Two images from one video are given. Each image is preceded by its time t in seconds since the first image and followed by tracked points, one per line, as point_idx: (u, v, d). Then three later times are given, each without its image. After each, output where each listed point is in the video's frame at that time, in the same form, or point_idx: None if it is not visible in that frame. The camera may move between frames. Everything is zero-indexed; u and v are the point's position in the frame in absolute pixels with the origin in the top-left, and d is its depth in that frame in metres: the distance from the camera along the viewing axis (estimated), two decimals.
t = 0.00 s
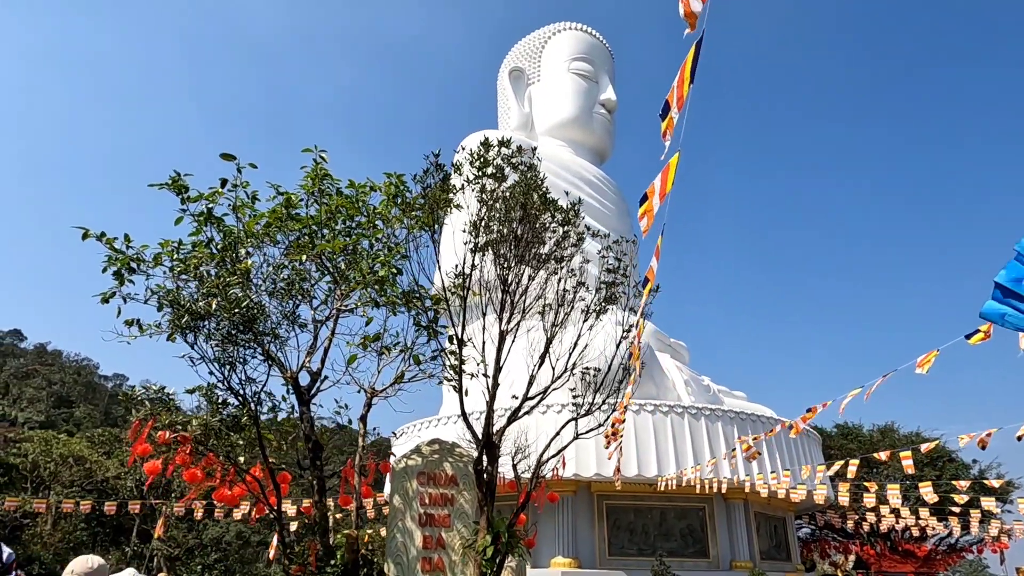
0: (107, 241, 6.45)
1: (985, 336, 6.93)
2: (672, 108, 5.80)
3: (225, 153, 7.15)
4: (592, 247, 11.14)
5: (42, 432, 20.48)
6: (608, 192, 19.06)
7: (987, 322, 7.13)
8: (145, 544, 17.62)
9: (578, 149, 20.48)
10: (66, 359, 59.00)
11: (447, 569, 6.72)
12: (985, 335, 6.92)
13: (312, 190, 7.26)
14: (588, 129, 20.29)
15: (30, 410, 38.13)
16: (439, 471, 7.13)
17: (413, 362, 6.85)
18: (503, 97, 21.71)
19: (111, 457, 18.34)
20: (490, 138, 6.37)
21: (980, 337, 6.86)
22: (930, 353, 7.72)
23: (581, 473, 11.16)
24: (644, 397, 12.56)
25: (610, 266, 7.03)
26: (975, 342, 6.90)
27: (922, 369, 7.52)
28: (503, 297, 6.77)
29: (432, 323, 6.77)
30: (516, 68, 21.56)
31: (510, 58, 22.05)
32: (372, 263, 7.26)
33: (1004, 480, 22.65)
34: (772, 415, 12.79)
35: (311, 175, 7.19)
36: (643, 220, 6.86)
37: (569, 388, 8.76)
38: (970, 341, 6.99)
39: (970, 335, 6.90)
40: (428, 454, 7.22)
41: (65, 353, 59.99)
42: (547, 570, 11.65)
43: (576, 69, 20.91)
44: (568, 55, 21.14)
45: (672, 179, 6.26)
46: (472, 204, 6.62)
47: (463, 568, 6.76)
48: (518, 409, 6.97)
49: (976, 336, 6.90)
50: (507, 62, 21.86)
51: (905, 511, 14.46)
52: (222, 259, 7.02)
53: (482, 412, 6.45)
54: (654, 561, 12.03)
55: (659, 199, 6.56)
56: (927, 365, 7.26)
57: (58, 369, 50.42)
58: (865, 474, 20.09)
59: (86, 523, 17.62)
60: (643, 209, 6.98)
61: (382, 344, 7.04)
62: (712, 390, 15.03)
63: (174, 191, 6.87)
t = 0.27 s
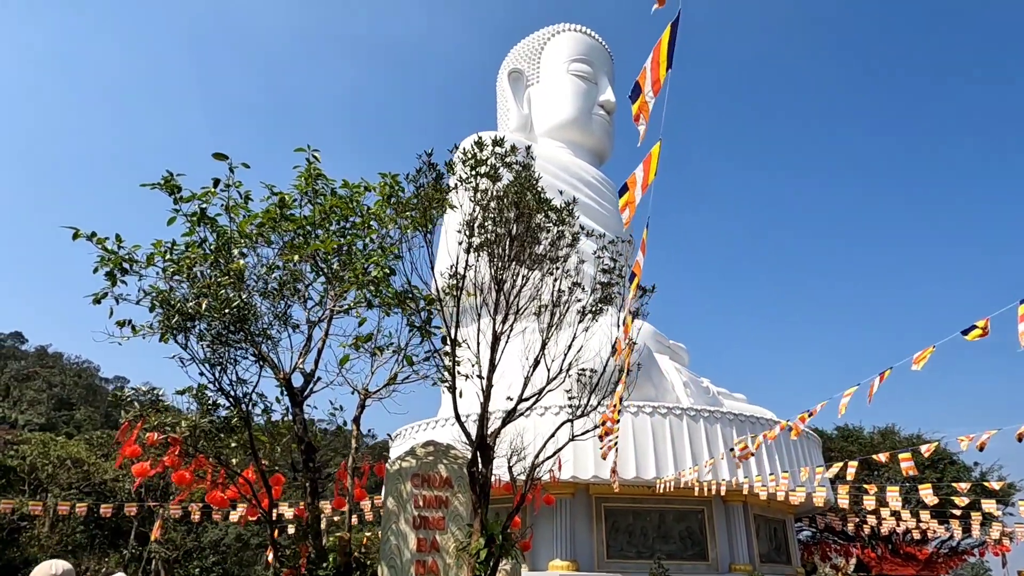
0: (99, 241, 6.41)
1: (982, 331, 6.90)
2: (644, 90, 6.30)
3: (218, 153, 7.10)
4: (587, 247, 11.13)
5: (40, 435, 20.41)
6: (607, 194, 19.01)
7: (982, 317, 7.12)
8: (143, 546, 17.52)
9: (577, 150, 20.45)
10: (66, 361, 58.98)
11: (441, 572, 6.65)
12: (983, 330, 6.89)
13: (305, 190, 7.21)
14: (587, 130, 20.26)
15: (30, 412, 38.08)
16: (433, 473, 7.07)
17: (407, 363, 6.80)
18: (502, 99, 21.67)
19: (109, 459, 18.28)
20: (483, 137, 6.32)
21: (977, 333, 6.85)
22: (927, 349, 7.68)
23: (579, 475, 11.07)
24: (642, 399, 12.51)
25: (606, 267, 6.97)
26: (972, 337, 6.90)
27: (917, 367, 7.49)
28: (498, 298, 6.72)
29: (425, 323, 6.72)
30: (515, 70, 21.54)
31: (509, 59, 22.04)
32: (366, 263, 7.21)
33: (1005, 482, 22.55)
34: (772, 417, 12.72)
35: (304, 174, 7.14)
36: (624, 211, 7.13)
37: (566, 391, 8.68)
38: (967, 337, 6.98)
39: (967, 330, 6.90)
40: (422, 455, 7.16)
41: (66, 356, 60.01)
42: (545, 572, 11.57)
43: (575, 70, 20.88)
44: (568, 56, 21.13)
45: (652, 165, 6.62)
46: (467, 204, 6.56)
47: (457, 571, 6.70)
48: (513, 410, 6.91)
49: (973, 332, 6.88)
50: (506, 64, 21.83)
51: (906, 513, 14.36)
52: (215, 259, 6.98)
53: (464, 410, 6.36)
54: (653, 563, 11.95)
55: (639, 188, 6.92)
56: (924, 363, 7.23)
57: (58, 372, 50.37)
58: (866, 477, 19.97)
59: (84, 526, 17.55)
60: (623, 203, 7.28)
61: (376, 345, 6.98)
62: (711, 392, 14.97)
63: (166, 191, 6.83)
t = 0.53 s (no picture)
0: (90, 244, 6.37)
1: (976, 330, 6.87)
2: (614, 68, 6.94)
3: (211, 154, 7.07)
4: (582, 248, 11.05)
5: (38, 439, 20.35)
6: (605, 197, 19.00)
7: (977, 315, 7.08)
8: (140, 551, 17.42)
9: (576, 154, 20.43)
10: (67, 366, 58.94)
11: None
12: (977, 329, 6.87)
13: (299, 192, 7.16)
14: (586, 133, 20.24)
15: (29, 417, 38.02)
16: (427, 476, 7.01)
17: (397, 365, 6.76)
18: (501, 102, 21.66)
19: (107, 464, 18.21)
20: (476, 138, 6.27)
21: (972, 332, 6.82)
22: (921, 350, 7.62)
23: (576, 480, 10.99)
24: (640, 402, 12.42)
25: (601, 268, 6.89)
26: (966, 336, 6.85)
27: (912, 366, 7.43)
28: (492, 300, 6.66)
29: (418, 325, 6.69)
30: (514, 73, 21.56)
31: (508, 63, 22.06)
32: (359, 265, 7.15)
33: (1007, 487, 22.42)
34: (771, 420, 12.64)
35: (297, 175, 7.10)
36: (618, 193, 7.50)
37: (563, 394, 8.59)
38: (961, 336, 6.95)
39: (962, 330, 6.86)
40: (417, 459, 7.11)
41: (66, 361, 59.99)
42: None
43: (574, 74, 20.88)
44: (566, 59, 21.13)
45: (633, 143, 7.12)
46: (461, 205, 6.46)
47: None
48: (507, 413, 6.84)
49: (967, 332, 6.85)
50: (505, 68, 21.84)
51: (907, 518, 14.25)
52: (208, 261, 6.93)
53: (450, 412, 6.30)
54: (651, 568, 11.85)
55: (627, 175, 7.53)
56: (919, 364, 7.17)
57: (58, 377, 50.31)
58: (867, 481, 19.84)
59: (82, 530, 17.49)
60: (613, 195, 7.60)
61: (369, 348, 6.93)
62: (711, 395, 14.90)
63: (158, 192, 6.79)
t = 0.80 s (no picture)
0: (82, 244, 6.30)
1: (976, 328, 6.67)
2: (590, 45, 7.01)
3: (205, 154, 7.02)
4: (580, 249, 11.01)
5: (37, 443, 20.31)
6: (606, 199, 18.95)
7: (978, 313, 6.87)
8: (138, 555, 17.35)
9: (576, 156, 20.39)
10: (68, 370, 58.96)
11: None
12: (977, 327, 6.65)
13: (293, 192, 7.11)
14: (585, 135, 20.20)
15: (30, 421, 37.99)
16: (423, 479, 6.94)
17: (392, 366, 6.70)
18: (501, 104, 21.63)
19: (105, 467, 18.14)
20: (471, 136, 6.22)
21: (971, 331, 6.62)
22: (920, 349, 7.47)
23: (576, 483, 10.91)
24: (640, 405, 12.34)
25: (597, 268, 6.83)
26: (965, 334, 6.66)
27: (913, 367, 7.33)
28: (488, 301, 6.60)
29: (413, 326, 6.64)
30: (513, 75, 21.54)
31: (507, 65, 22.05)
32: (354, 265, 7.09)
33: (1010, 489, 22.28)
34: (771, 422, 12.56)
35: (291, 175, 7.05)
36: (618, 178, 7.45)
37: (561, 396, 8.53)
38: (961, 334, 6.77)
39: (961, 328, 6.67)
40: (412, 461, 7.04)
41: (67, 365, 60.03)
42: None
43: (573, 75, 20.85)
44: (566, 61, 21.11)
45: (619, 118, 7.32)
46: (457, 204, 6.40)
47: None
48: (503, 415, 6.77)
49: (966, 330, 6.65)
50: (505, 70, 21.83)
51: (909, 521, 14.12)
52: (203, 262, 6.87)
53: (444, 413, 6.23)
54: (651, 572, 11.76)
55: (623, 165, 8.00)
56: (918, 364, 7.02)
57: (59, 381, 50.34)
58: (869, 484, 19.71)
59: (80, 535, 17.41)
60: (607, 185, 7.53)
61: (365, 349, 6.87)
62: (711, 398, 14.82)
63: (152, 192, 6.74)
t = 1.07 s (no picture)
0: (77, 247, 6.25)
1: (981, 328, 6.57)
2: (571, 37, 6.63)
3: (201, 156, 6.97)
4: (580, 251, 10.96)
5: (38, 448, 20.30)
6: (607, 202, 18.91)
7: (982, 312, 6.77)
8: (139, 560, 17.30)
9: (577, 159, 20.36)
10: (72, 375, 59.09)
11: None
12: (981, 327, 6.56)
13: (290, 194, 7.07)
14: (587, 138, 20.17)
15: (34, 426, 38.03)
16: (421, 483, 6.88)
17: (388, 370, 6.65)
18: (501, 108, 21.61)
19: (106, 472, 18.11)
20: (468, 137, 6.16)
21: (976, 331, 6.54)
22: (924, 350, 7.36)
23: (577, 487, 10.82)
24: (641, 408, 12.27)
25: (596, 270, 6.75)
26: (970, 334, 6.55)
27: (919, 369, 7.23)
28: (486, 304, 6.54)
29: (410, 329, 6.58)
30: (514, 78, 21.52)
31: (509, 69, 22.05)
32: (351, 268, 7.04)
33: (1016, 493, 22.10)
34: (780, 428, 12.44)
35: (288, 178, 7.01)
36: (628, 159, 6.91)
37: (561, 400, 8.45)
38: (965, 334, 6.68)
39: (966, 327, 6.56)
40: (410, 465, 6.98)
41: (71, 370, 60.17)
42: None
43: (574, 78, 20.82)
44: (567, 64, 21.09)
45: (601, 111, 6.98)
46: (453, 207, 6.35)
47: None
48: (503, 418, 6.69)
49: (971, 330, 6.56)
50: (506, 73, 21.82)
51: (914, 525, 14.00)
52: (199, 266, 6.81)
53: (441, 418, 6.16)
54: None
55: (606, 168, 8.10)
56: (922, 365, 6.92)
57: (64, 385, 50.44)
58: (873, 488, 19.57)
59: (81, 540, 17.40)
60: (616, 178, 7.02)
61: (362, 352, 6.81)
62: (714, 401, 14.73)
63: (148, 195, 6.70)
